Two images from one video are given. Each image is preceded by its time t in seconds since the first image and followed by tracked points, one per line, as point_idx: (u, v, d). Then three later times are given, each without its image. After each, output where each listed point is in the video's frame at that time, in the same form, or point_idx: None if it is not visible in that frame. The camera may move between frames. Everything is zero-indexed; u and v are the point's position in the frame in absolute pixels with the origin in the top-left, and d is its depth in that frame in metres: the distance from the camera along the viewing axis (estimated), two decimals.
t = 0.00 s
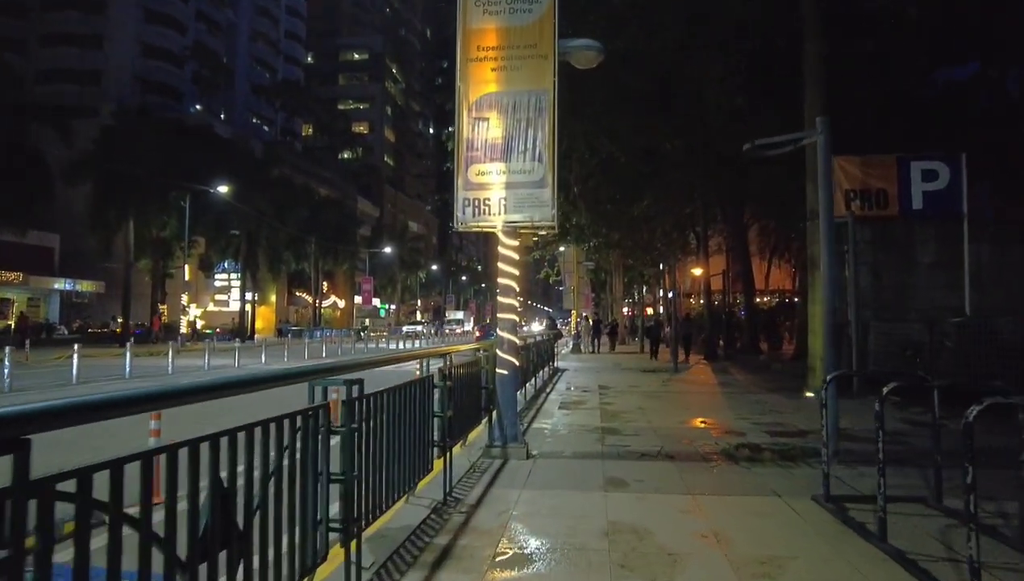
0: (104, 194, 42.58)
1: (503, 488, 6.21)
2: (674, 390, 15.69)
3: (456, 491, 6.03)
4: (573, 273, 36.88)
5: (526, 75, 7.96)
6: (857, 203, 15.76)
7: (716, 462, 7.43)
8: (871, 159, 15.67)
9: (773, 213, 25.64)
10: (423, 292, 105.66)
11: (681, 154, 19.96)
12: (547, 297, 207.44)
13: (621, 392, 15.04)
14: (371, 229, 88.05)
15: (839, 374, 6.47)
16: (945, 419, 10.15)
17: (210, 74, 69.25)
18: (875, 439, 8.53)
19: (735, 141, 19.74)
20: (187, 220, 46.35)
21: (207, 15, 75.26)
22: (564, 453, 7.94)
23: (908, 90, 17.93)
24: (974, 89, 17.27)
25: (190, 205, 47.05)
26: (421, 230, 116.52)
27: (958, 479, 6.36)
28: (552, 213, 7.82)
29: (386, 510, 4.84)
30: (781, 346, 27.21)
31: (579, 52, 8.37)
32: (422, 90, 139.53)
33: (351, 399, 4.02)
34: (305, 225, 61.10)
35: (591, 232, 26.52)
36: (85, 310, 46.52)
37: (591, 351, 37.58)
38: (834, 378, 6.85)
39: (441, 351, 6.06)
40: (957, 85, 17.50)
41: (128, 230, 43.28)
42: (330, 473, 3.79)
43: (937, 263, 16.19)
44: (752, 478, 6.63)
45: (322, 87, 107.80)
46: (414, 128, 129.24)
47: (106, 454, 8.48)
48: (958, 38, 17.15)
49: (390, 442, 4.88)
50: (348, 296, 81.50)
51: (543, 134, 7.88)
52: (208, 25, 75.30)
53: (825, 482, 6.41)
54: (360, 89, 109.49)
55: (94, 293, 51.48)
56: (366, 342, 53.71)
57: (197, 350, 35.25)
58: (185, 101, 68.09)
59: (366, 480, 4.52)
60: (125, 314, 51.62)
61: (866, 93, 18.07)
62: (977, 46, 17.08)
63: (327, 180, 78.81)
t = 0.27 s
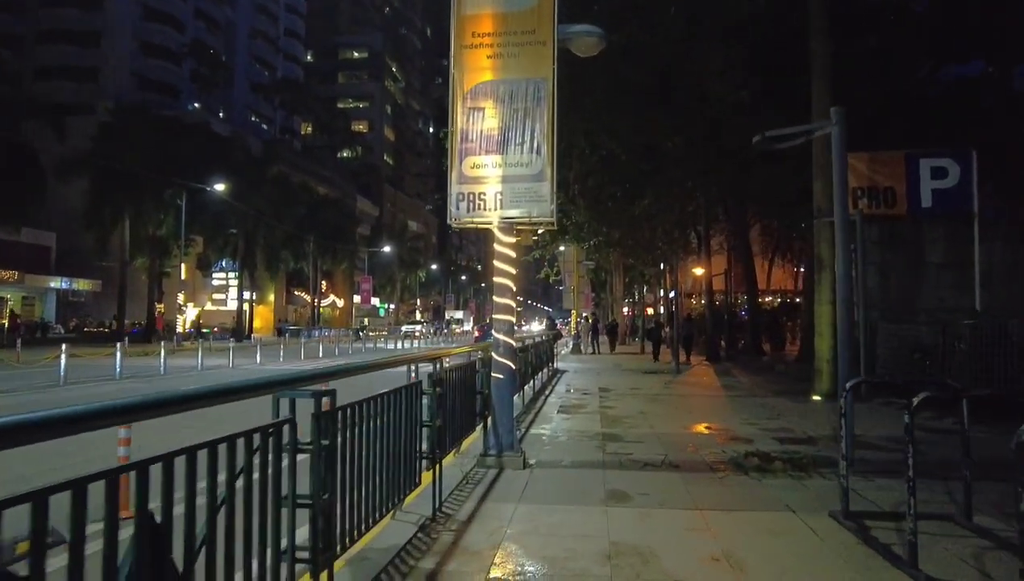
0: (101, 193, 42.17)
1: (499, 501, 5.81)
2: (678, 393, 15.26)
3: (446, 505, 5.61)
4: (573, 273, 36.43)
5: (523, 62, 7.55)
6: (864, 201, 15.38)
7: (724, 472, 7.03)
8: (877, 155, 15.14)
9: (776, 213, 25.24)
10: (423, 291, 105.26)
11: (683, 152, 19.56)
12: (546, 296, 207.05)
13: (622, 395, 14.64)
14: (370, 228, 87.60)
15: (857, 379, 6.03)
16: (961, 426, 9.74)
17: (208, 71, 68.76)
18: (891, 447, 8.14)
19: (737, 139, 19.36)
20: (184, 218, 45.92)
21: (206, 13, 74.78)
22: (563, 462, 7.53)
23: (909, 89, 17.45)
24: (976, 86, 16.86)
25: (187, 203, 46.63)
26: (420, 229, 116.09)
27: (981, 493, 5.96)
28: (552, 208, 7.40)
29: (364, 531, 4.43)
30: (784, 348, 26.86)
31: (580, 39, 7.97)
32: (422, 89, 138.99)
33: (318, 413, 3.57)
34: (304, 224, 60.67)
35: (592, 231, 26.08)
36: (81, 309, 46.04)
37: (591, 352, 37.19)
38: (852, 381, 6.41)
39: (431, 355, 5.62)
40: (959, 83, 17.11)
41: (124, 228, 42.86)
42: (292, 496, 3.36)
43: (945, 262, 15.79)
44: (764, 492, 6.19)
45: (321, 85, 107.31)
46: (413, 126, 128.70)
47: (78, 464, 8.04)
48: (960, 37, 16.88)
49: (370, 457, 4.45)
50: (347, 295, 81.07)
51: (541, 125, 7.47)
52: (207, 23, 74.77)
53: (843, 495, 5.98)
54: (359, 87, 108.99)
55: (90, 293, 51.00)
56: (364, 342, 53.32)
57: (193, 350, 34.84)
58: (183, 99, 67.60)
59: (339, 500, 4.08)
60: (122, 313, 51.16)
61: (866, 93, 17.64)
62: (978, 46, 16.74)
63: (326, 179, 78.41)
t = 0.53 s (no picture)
0: (94, 191, 41.73)
1: (484, 511, 5.43)
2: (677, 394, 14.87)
3: (426, 517, 5.25)
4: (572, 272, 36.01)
5: (514, 44, 7.14)
6: (868, 195, 14.93)
7: (723, 478, 6.66)
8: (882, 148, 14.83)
9: (776, 211, 24.81)
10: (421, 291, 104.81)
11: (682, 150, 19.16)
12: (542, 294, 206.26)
13: (620, 396, 14.23)
14: (368, 227, 87.13)
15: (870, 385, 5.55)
16: (974, 428, 9.36)
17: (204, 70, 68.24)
18: (903, 451, 7.75)
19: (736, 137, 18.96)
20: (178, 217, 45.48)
21: (202, 11, 74.22)
22: (555, 467, 7.15)
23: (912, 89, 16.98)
24: (979, 84, 16.32)
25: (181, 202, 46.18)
26: (418, 228, 115.60)
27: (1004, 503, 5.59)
28: (544, 198, 6.99)
29: (323, 548, 4.08)
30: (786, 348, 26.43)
31: (574, 21, 7.58)
32: (421, 88, 138.45)
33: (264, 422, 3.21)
34: (300, 223, 60.19)
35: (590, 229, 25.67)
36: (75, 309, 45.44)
37: (590, 352, 36.81)
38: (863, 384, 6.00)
39: (411, 355, 5.22)
40: (961, 79, 16.51)
41: (118, 227, 42.39)
42: (238, 513, 3.03)
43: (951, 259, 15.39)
44: (762, 500, 5.82)
45: (319, 84, 106.75)
46: (412, 126, 128.19)
47: (44, 468, 7.65)
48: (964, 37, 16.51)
49: (327, 469, 4.10)
50: (344, 295, 80.60)
51: (532, 110, 7.07)
52: (203, 21, 74.23)
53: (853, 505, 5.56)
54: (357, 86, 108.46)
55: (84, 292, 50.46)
56: (361, 342, 52.86)
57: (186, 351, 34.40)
58: (179, 97, 67.04)
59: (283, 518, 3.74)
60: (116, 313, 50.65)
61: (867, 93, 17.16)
62: (982, 46, 16.38)
63: (324, 178, 77.95)
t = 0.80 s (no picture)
0: (85, 191, 41.21)
1: (464, 530, 5.00)
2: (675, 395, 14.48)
3: (401, 537, 4.83)
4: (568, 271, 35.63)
5: (503, 26, 6.70)
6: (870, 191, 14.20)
7: (724, 489, 6.24)
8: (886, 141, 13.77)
9: (775, 209, 24.49)
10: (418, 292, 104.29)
11: (681, 149, 18.85)
12: (539, 294, 205.80)
13: (617, 398, 13.81)
14: (363, 227, 86.59)
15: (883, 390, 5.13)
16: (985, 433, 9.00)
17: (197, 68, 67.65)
18: (915, 458, 7.38)
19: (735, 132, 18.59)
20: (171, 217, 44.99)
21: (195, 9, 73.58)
22: (545, 477, 6.72)
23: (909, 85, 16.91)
24: (978, 79, 16.02)
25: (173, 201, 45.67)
26: (414, 229, 115.05)
27: None
28: (533, 191, 6.55)
29: (277, 580, 3.66)
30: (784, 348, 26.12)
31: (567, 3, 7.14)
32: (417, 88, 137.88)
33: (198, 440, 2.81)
34: (294, 222, 59.67)
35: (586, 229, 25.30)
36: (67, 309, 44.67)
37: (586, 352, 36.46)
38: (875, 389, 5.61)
39: (386, 359, 4.80)
40: (961, 75, 16.31)
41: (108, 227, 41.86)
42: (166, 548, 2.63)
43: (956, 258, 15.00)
44: (766, 515, 5.40)
45: (314, 83, 106.15)
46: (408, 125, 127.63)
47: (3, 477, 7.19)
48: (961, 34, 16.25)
49: (280, 489, 3.67)
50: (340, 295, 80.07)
51: (522, 96, 6.63)
52: (197, 20, 73.56)
53: (867, 519, 5.15)
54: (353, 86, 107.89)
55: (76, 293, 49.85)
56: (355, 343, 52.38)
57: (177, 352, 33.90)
58: (173, 96, 66.47)
59: (223, 549, 3.31)
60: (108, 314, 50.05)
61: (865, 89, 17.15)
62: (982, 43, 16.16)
63: (319, 178, 77.45)
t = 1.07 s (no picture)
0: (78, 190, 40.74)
1: (446, 550, 4.59)
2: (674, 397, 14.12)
3: (380, 556, 4.45)
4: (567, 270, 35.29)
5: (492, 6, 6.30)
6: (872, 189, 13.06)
7: (729, 501, 5.85)
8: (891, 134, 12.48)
9: (776, 208, 24.10)
10: (416, 291, 103.72)
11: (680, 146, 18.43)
12: (537, 294, 205.45)
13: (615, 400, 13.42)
14: (361, 226, 86.07)
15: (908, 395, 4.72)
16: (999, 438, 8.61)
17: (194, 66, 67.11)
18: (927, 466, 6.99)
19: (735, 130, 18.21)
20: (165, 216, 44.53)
21: (192, 7, 73.01)
22: (539, 487, 6.31)
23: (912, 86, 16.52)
24: (979, 78, 15.92)
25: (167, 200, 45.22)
26: (412, 228, 114.45)
27: None
28: (525, 182, 6.15)
29: None
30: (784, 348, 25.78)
31: None
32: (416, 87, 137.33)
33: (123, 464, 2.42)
34: (291, 222, 59.18)
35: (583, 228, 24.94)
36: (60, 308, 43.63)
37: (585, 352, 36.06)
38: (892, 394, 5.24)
39: (361, 363, 4.39)
40: (961, 75, 16.15)
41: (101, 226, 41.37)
42: None
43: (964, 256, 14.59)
44: (772, 530, 5.02)
45: (312, 82, 105.60)
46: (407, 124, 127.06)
47: None
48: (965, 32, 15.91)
49: (238, 508, 3.28)
50: (337, 295, 79.58)
51: (513, 82, 6.23)
52: (194, 17, 73.01)
53: (885, 536, 4.76)
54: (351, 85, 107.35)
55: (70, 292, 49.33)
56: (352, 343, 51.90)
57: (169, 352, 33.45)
58: (169, 94, 65.88)
59: None
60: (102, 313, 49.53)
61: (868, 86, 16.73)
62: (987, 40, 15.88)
63: (316, 177, 76.93)
